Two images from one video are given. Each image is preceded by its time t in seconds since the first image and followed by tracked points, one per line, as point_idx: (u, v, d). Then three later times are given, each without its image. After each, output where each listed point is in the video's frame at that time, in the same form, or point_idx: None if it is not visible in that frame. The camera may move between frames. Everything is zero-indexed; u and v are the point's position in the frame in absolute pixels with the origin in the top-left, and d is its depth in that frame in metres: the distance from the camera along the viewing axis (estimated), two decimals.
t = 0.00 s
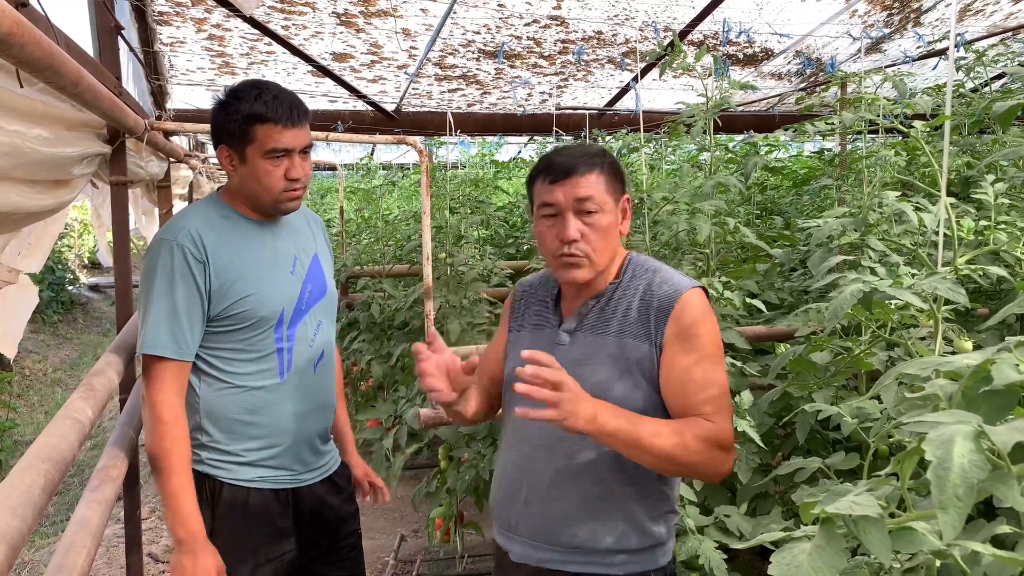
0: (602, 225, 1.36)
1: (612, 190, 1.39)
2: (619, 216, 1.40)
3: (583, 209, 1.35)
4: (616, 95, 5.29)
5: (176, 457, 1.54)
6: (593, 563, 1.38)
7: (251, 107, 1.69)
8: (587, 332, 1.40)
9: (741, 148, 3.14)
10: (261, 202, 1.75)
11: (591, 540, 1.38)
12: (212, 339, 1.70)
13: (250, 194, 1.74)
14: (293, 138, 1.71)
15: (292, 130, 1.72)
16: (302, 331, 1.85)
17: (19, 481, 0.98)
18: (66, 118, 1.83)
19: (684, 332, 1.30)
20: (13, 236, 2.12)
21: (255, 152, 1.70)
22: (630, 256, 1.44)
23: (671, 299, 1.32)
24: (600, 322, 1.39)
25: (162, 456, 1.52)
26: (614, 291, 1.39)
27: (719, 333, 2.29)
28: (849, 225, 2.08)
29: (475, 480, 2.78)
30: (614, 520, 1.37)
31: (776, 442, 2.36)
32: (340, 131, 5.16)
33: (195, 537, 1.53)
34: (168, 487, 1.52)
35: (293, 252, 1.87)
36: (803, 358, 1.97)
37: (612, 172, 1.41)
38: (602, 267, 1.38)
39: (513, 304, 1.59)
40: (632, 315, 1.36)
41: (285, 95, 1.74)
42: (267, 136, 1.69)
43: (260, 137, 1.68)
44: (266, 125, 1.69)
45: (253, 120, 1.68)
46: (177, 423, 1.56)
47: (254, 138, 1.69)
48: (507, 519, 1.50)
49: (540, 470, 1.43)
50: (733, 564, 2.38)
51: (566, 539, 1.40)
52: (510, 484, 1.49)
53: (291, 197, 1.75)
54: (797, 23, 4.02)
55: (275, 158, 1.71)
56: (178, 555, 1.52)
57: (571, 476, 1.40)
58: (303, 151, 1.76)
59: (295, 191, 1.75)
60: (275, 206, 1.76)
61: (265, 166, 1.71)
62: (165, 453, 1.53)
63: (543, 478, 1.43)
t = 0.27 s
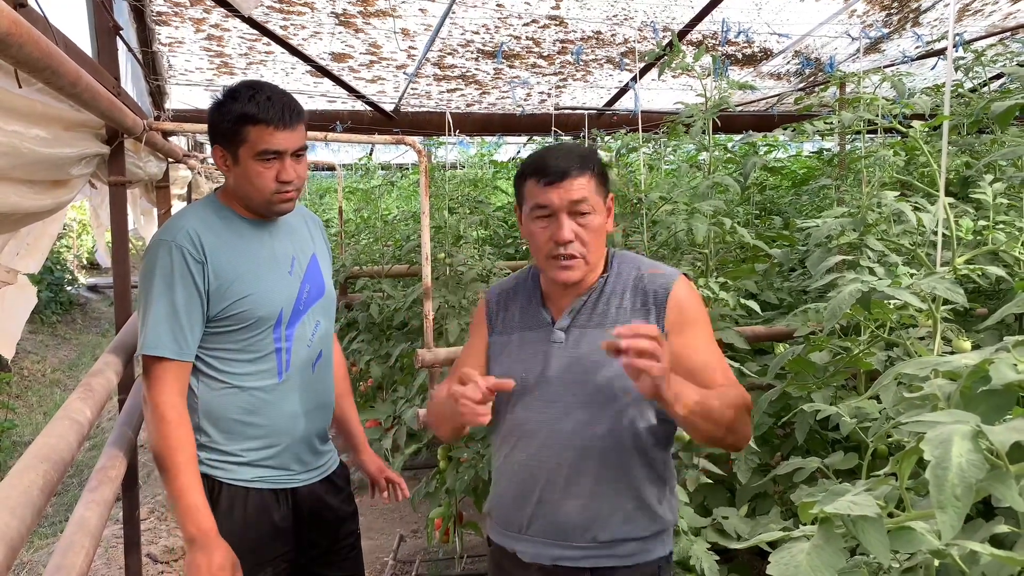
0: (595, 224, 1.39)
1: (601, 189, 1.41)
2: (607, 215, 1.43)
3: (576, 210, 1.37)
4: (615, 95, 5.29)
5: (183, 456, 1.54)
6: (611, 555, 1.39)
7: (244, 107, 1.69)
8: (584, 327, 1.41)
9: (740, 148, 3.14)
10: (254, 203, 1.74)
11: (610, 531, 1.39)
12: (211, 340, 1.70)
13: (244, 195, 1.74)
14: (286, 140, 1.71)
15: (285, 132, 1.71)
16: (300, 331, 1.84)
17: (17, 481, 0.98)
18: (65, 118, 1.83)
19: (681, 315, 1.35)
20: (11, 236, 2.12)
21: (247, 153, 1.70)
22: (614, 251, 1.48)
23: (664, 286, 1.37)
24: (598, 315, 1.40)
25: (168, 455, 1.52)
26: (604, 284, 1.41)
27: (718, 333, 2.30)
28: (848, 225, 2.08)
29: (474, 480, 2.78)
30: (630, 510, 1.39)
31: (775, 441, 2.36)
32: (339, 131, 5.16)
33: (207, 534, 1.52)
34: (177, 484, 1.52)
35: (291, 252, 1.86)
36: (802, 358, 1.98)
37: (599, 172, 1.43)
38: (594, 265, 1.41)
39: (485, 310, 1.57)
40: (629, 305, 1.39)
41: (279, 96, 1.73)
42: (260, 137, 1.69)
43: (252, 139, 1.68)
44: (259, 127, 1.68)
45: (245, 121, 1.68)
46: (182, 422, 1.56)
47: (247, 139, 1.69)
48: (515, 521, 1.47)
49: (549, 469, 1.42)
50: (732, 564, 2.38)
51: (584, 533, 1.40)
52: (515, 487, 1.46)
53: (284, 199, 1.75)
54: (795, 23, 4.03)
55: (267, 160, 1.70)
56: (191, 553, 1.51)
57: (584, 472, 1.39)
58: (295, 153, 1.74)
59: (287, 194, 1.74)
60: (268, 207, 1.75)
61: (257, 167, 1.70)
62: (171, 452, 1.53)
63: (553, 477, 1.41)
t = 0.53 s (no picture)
0: (568, 232, 1.37)
1: (577, 196, 1.39)
2: (587, 220, 1.41)
3: (548, 219, 1.36)
4: (614, 95, 5.29)
5: (180, 457, 1.54)
6: (615, 553, 1.40)
7: (239, 109, 1.69)
8: (584, 327, 1.43)
9: (739, 149, 3.15)
10: (250, 204, 1.75)
11: (614, 529, 1.40)
12: (210, 341, 1.70)
13: (240, 196, 1.75)
14: (282, 142, 1.71)
15: (281, 134, 1.71)
16: (299, 332, 1.84)
17: (16, 482, 0.98)
18: (64, 119, 1.83)
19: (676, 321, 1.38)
20: (10, 237, 2.12)
21: (242, 154, 1.70)
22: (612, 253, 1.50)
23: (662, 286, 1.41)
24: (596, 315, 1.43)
25: (165, 456, 1.52)
26: (604, 284, 1.45)
27: (716, 333, 2.30)
28: (846, 226, 2.08)
29: (473, 481, 2.78)
30: (633, 508, 1.40)
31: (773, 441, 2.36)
32: (338, 131, 5.16)
33: (204, 536, 1.52)
34: (173, 486, 1.52)
35: (289, 253, 1.86)
36: (800, 358, 1.98)
37: (577, 178, 1.41)
38: (574, 272, 1.40)
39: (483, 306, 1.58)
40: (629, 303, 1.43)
41: (275, 97, 1.72)
42: (255, 139, 1.68)
43: (248, 141, 1.68)
44: (254, 128, 1.68)
45: (241, 123, 1.68)
46: (180, 423, 1.56)
47: (243, 141, 1.69)
48: (516, 521, 1.46)
49: (551, 468, 1.42)
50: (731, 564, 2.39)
51: (588, 532, 1.40)
52: (516, 487, 1.46)
53: (279, 200, 1.75)
54: (794, 23, 4.03)
55: (261, 162, 1.70)
56: (185, 555, 1.51)
57: (588, 471, 1.40)
58: (290, 155, 1.74)
59: (283, 196, 1.74)
60: (264, 208, 1.75)
61: (252, 169, 1.70)
62: (168, 453, 1.53)
63: (557, 476, 1.42)
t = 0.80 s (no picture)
0: (548, 247, 1.35)
1: (557, 211, 1.36)
2: (573, 232, 1.37)
3: (528, 235, 1.36)
4: (613, 96, 5.29)
5: (174, 457, 1.54)
6: (604, 558, 1.40)
7: (239, 109, 1.69)
8: (587, 331, 1.40)
9: (738, 149, 3.15)
10: (250, 204, 1.75)
11: (603, 534, 1.39)
12: (207, 340, 1.70)
13: (240, 198, 1.75)
14: (282, 142, 1.71)
15: (282, 134, 1.71)
16: (298, 332, 1.84)
17: (14, 482, 0.98)
18: (63, 119, 1.82)
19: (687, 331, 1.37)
20: (9, 237, 2.12)
21: (242, 155, 1.70)
22: (619, 255, 1.46)
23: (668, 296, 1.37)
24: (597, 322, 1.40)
25: (160, 456, 1.52)
26: (609, 290, 1.41)
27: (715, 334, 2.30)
28: (844, 226, 2.08)
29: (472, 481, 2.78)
30: (624, 513, 1.39)
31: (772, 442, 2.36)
32: (337, 131, 5.16)
33: (193, 537, 1.52)
34: (164, 486, 1.52)
35: (289, 253, 1.86)
36: (799, 359, 1.98)
37: (560, 191, 1.38)
38: (566, 282, 1.39)
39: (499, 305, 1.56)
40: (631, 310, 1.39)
41: (275, 98, 1.73)
42: (255, 140, 1.68)
43: (247, 141, 1.68)
44: (254, 129, 1.68)
45: (242, 124, 1.68)
46: (175, 425, 1.56)
47: (242, 141, 1.69)
48: (510, 519, 1.50)
49: (544, 468, 1.44)
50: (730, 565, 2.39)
51: (578, 535, 1.41)
52: (512, 485, 1.49)
53: (279, 201, 1.74)
54: (793, 24, 4.04)
55: (261, 163, 1.70)
56: (174, 556, 1.51)
57: (578, 474, 1.41)
58: (290, 157, 1.73)
59: (283, 197, 1.74)
60: (264, 209, 1.75)
61: (252, 170, 1.70)
62: (162, 453, 1.53)
63: (549, 476, 1.43)
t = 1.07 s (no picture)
0: (540, 241, 1.37)
1: (547, 204, 1.36)
2: (564, 227, 1.37)
3: (518, 228, 1.38)
4: (614, 95, 5.29)
5: (175, 455, 1.54)
6: (597, 561, 1.39)
7: (243, 110, 1.68)
8: (585, 334, 1.40)
9: (738, 148, 3.15)
10: (251, 205, 1.75)
11: (598, 536, 1.39)
12: (209, 339, 1.70)
13: (241, 197, 1.75)
14: (286, 143, 1.70)
15: (285, 135, 1.71)
16: (299, 331, 1.84)
17: (13, 481, 0.98)
18: (62, 118, 1.82)
19: (684, 335, 1.33)
20: (9, 236, 2.12)
21: (245, 155, 1.69)
22: (624, 254, 1.44)
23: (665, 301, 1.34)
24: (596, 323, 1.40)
25: (161, 454, 1.52)
26: (609, 291, 1.40)
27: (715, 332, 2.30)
28: (844, 225, 2.08)
29: (472, 480, 2.78)
30: (619, 516, 1.39)
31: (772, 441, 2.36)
32: (337, 130, 5.16)
33: (195, 535, 1.52)
34: (166, 484, 1.52)
35: (290, 252, 1.86)
36: (799, 357, 1.98)
37: (555, 186, 1.38)
38: (557, 277, 1.39)
39: (508, 306, 1.60)
40: (623, 316, 1.37)
41: (281, 100, 1.72)
42: (258, 141, 1.68)
43: (250, 141, 1.68)
44: (258, 130, 1.68)
45: (245, 123, 1.68)
46: (177, 423, 1.56)
47: (245, 141, 1.69)
48: (507, 518, 1.51)
49: (541, 467, 1.44)
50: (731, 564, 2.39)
51: (573, 536, 1.41)
52: (509, 484, 1.50)
53: (281, 202, 1.75)
54: (793, 23, 4.03)
55: (264, 163, 1.70)
56: (178, 554, 1.52)
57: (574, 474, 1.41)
58: (292, 158, 1.73)
59: (285, 198, 1.74)
60: (265, 210, 1.75)
61: (254, 170, 1.70)
62: (164, 451, 1.53)
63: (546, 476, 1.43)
